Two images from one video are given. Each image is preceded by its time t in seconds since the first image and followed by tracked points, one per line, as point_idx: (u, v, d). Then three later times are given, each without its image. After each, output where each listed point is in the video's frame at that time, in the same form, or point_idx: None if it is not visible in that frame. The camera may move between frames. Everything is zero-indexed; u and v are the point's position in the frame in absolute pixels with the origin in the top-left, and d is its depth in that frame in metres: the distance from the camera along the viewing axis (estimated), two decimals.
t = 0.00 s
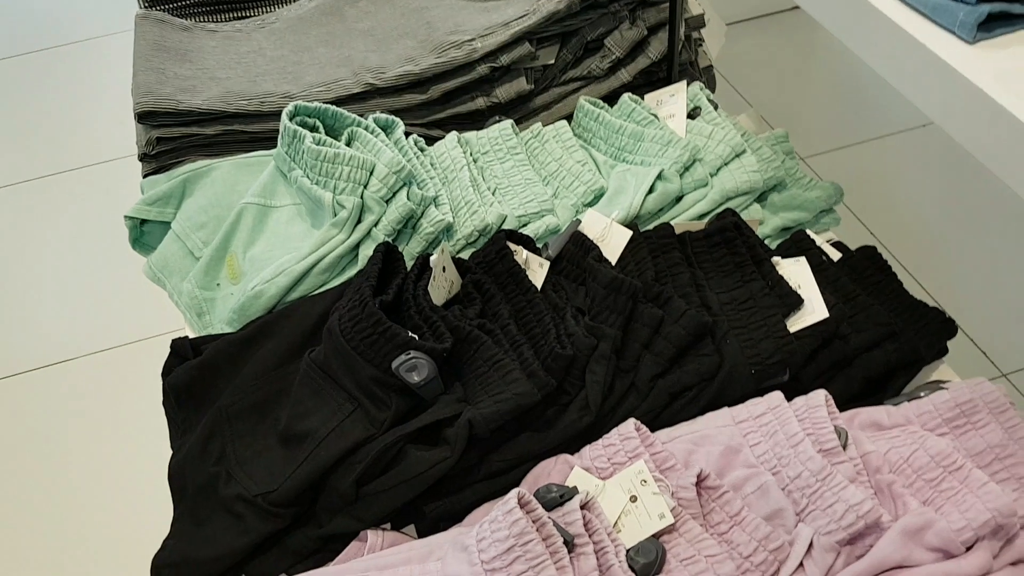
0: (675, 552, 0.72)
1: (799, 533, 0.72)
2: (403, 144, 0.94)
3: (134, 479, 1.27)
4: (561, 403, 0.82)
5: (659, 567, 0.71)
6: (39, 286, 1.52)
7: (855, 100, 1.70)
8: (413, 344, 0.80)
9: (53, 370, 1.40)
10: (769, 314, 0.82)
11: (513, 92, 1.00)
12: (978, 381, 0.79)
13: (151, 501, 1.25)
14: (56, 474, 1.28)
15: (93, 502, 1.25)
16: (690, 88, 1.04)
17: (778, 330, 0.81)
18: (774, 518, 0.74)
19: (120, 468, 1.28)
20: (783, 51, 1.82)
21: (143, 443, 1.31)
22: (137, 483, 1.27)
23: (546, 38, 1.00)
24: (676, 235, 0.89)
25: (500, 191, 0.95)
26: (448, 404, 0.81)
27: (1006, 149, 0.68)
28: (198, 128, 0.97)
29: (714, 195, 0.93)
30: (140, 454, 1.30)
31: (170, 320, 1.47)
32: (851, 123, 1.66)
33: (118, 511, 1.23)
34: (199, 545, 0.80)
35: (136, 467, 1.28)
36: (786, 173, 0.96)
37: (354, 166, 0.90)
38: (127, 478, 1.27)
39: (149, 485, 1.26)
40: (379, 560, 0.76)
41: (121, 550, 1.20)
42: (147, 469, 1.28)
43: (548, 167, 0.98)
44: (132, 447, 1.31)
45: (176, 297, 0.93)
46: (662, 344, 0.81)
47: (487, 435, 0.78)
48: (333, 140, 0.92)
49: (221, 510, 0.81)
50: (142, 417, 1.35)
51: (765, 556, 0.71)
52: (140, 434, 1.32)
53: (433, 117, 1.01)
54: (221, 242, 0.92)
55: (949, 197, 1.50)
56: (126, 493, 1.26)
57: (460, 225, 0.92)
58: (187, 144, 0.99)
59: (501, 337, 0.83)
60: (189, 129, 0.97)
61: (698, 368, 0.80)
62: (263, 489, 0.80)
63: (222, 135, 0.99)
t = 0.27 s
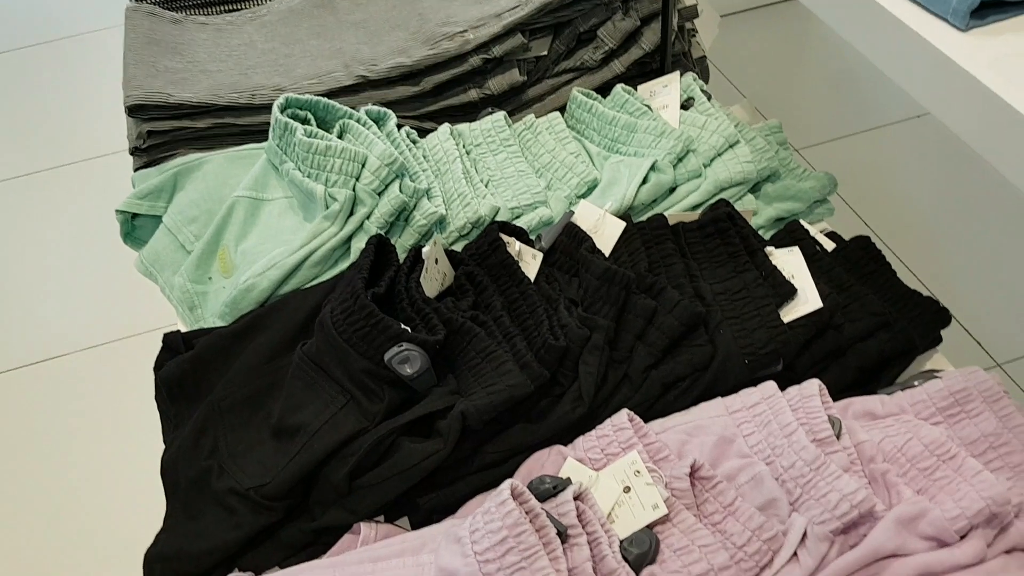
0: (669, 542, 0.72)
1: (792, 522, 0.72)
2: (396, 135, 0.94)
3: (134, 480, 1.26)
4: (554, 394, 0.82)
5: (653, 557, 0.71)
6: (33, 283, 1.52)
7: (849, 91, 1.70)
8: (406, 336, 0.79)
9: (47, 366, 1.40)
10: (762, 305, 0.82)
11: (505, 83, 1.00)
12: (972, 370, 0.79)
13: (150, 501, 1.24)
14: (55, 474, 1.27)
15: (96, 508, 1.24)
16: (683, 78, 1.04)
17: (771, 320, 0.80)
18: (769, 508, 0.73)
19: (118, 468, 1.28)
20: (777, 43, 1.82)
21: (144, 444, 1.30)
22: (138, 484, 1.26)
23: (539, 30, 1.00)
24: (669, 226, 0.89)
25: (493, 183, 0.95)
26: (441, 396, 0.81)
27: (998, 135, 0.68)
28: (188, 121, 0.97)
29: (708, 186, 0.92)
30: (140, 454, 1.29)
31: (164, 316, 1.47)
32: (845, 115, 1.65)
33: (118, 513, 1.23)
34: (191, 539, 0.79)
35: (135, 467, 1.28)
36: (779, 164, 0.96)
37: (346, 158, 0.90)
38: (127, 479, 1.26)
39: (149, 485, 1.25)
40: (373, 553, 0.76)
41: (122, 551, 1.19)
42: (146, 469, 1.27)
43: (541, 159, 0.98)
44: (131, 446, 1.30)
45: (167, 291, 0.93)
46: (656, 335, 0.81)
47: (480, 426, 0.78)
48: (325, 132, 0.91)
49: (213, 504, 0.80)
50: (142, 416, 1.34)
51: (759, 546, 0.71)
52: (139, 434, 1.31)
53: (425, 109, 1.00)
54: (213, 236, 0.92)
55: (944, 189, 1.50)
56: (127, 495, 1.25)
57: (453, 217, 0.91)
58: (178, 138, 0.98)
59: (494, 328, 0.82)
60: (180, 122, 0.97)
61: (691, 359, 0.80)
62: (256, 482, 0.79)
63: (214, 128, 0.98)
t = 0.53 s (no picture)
0: (660, 530, 0.72)
1: (783, 509, 0.72)
2: (384, 126, 0.93)
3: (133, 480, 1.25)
4: (544, 383, 0.81)
5: (644, 545, 0.71)
6: (23, 278, 1.51)
7: (840, 79, 1.70)
8: (395, 326, 0.79)
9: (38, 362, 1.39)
10: (753, 291, 0.81)
11: (495, 72, 0.99)
12: (962, 355, 0.79)
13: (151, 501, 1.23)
14: (55, 474, 1.26)
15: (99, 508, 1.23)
16: (672, 67, 1.04)
17: (762, 307, 0.80)
18: (759, 495, 0.73)
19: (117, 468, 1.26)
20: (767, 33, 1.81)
21: (145, 444, 1.29)
22: (139, 483, 1.25)
23: (528, 19, 0.99)
24: (659, 215, 0.88)
25: (482, 173, 0.94)
26: (431, 386, 0.80)
27: (988, 117, 0.68)
28: (175, 113, 0.96)
29: (698, 174, 0.92)
30: (141, 454, 1.28)
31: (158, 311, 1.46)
32: (835, 103, 1.65)
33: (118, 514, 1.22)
34: (182, 532, 0.79)
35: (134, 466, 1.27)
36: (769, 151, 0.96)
37: (334, 148, 0.89)
38: (128, 478, 1.25)
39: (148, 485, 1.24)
40: (364, 543, 0.76)
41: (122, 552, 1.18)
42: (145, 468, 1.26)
43: (531, 149, 0.97)
44: (131, 445, 1.29)
45: (156, 284, 0.92)
46: (646, 323, 0.80)
47: (471, 416, 0.78)
48: (313, 123, 0.91)
49: (203, 497, 0.80)
50: (142, 414, 1.33)
51: (751, 532, 0.71)
52: (140, 433, 1.30)
53: (414, 99, 1.00)
54: (201, 228, 0.91)
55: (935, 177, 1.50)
56: (127, 495, 1.24)
57: (442, 207, 0.91)
58: (165, 130, 0.98)
59: (484, 318, 0.82)
60: (166, 114, 0.96)
61: (681, 347, 0.80)
62: (246, 475, 0.79)
63: (201, 120, 0.98)
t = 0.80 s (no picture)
0: (652, 512, 0.72)
1: (774, 491, 0.72)
2: (372, 112, 0.93)
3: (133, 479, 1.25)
4: (535, 368, 0.81)
5: (635, 528, 0.71)
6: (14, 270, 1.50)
7: (830, 62, 1.69)
8: (385, 312, 0.78)
9: (30, 355, 1.38)
10: (743, 273, 0.81)
11: (484, 57, 0.99)
12: (953, 336, 0.79)
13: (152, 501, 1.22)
14: (54, 472, 1.25)
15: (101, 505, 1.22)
16: (661, 51, 1.03)
17: (752, 291, 0.80)
18: (750, 477, 0.73)
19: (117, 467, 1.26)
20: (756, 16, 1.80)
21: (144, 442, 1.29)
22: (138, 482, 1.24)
23: (516, 4, 1.00)
24: (649, 199, 0.88)
25: (472, 159, 0.94)
26: (422, 371, 0.80)
27: (982, 101, 0.67)
28: (162, 101, 0.95)
29: (688, 158, 0.92)
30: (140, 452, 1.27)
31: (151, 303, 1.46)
32: (825, 87, 1.65)
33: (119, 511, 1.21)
34: (172, 520, 0.79)
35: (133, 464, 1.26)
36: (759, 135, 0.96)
37: (322, 135, 0.88)
38: (127, 474, 1.25)
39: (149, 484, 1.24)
40: (356, 530, 0.76)
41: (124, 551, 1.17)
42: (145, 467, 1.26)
43: (521, 134, 0.97)
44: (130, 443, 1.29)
45: (144, 273, 0.92)
46: (636, 307, 0.80)
47: (461, 401, 0.78)
48: (301, 110, 0.90)
49: (193, 486, 0.80)
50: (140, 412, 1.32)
51: (741, 514, 0.71)
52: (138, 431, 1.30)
53: (403, 85, 0.99)
54: (189, 216, 0.91)
55: (930, 163, 1.49)
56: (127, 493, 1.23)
57: (432, 193, 0.91)
58: (152, 118, 0.97)
59: (474, 304, 0.81)
60: (153, 102, 0.95)
61: (672, 330, 0.80)
62: (236, 463, 0.79)
63: (188, 108, 0.97)
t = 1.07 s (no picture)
0: (642, 490, 0.72)
1: (764, 466, 0.72)
2: (360, 93, 0.92)
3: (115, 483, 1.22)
4: (525, 348, 0.81)
5: (626, 505, 0.71)
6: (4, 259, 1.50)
7: (820, 40, 1.68)
8: (373, 293, 0.78)
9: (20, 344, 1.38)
10: (733, 249, 0.81)
11: (472, 37, 0.97)
12: (942, 311, 0.79)
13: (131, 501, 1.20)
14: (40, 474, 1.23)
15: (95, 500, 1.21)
16: (651, 28, 1.03)
17: (742, 267, 0.80)
18: (740, 453, 0.73)
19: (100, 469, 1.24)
20: None
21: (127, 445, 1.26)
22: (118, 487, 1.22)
23: None
24: (639, 176, 0.88)
25: (460, 139, 0.93)
26: (411, 352, 0.79)
27: (978, 77, 0.66)
28: (147, 84, 0.95)
29: (677, 136, 0.91)
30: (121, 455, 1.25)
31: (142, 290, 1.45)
32: (814, 67, 1.64)
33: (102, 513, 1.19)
34: (161, 504, 0.78)
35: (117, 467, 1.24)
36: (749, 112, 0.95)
37: (309, 116, 0.88)
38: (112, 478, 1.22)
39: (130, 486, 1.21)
40: (347, 511, 0.76)
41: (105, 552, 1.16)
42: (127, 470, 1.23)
43: (510, 113, 0.96)
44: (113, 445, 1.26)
45: (132, 257, 0.91)
46: (626, 285, 0.80)
47: (451, 381, 0.77)
48: (287, 90, 0.89)
49: (183, 469, 0.79)
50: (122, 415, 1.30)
51: (731, 490, 0.71)
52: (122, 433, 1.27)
53: (390, 65, 0.99)
54: (176, 200, 0.90)
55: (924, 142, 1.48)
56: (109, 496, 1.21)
57: (420, 174, 0.90)
58: (138, 101, 0.96)
59: (464, 284, 0.81)
60: (139, 85, 0.95)
61: (662, 308, 0.79)
62: (225, 446, 0.79)
63: (174, 90, 0.96)
